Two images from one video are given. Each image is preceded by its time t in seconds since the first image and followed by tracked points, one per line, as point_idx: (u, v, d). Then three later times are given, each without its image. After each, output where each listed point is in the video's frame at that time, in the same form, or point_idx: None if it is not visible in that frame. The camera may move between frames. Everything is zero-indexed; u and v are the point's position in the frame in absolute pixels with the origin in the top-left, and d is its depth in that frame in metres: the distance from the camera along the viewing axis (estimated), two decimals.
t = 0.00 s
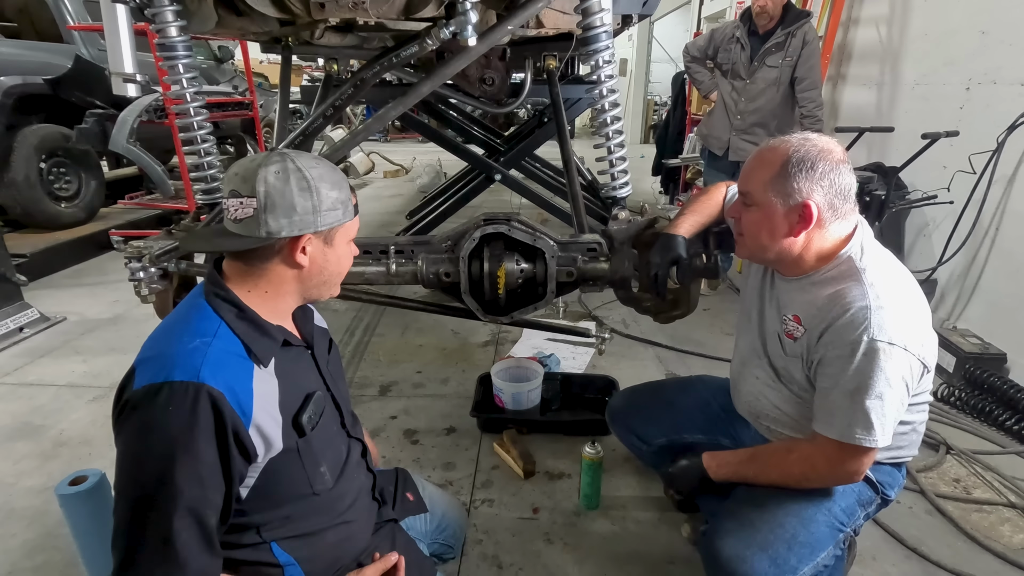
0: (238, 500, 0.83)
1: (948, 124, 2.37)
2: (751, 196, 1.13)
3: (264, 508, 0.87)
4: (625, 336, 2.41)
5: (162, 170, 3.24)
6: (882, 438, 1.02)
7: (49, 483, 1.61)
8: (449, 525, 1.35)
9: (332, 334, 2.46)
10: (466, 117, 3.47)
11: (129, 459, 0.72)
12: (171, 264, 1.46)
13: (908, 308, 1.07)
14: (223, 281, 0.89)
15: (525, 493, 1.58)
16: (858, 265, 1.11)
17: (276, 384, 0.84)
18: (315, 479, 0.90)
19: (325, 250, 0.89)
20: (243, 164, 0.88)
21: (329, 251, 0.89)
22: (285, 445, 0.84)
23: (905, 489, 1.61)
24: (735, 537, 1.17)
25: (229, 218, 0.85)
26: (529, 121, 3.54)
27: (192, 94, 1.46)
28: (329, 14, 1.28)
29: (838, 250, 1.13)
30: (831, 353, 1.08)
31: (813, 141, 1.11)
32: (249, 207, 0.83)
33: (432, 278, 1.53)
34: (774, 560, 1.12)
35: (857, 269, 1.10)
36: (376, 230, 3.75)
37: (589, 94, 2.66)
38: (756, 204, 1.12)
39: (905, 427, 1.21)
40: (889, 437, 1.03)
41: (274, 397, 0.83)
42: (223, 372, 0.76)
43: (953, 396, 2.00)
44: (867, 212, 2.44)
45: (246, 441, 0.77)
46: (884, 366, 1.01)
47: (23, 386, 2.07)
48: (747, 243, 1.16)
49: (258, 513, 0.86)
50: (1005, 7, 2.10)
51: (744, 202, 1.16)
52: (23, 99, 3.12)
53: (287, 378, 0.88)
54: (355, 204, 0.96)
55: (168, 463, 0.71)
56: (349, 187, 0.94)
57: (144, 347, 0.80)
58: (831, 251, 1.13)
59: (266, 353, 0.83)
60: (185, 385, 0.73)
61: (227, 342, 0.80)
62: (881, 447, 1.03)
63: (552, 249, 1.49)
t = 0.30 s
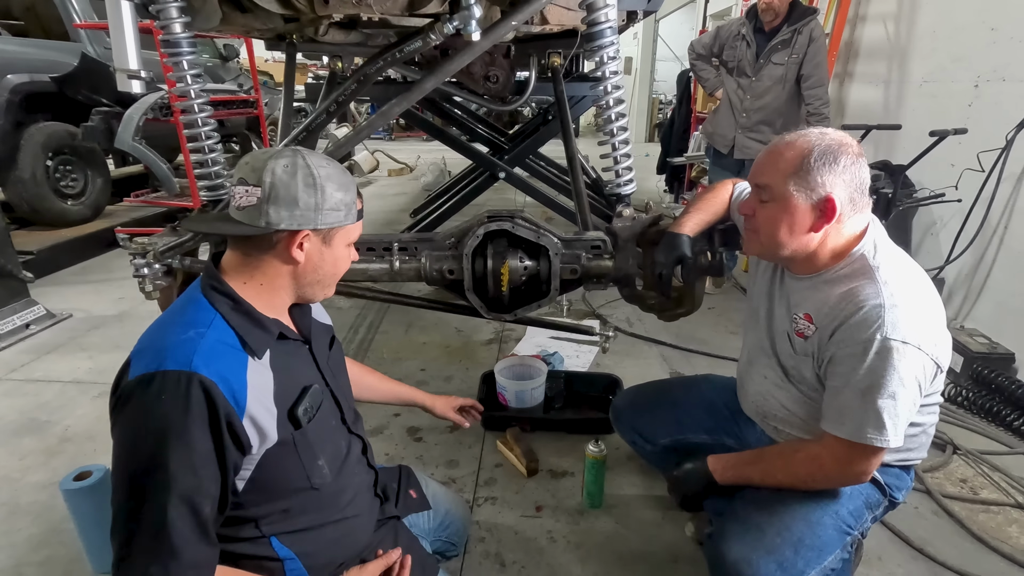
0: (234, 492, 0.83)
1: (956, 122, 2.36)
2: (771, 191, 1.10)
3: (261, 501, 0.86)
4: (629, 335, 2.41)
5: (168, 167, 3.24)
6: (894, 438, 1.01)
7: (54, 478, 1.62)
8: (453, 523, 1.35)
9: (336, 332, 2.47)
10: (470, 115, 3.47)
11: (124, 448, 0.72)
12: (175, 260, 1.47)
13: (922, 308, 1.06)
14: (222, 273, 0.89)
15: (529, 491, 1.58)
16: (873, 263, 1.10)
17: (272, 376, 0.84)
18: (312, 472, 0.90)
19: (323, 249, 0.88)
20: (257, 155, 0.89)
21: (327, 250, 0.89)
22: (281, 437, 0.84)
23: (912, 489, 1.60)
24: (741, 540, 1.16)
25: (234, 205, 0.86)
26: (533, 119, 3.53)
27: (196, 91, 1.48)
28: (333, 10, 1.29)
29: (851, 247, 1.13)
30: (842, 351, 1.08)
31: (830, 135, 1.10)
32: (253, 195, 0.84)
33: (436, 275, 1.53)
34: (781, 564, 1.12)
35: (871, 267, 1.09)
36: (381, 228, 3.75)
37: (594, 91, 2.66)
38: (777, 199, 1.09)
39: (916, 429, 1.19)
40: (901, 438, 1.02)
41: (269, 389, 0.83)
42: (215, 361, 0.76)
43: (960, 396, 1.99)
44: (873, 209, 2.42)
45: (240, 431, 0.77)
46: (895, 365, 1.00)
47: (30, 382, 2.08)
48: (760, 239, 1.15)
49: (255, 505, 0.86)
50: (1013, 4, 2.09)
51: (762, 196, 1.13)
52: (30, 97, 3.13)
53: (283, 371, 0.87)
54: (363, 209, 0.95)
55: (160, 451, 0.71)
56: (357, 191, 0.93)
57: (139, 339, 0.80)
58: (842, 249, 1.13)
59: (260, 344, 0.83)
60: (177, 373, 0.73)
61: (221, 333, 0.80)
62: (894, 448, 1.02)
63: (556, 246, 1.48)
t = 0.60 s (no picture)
0: (233, 489, 0.83)
1: (963, 119, 2.34)
2: (830, 180, 1.07)
3: (261, 497, 0.86)
4: (632, 333, 2.40)
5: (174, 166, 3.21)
6: (906, 434, 0.99)
7: (58, 474, 1.63)
8: (454, 520, 1.35)
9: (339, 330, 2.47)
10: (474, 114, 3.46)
11: (124, 443, 0.72)
12: (178, 257, 1.47)
13: (932, 303, 1.05)
14: (222, 270, 0.90)
15: (530, 489, 1.58)
16: (886, 257, 1.09)
17: (272, 373, 0.84)
18: (312, 469, 0.90)
19: (319, 253, 0.88)
20: (259, 154, 0.89)
21: (323, 254, 0.88)
22: (280, 434, 0.84)
23: (916, 489, 1.58)
24: (741, 543, 1.16)
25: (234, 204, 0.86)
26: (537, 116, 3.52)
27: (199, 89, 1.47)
28: (335, 7, 1.29)
29: (863, 240, 1.13)
30: (850, 346, 1.07)
31: (845, 123, 1.13)
32: (251, 195, 0.84)
33: (438, 273, 1.53)
34: (781, 567, 1.11)
35: (882, 261, 1.09)
36: (384, 227, 3.75)
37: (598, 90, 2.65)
38: (841, 187, 1.06)
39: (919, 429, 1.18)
40: (914, 433, 1.00)
41: (269, 386, 0.83)
42: (214, 359, 0.76)
43: (966, 396, 1.97)
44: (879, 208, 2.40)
45: (238, 429, 0.77)
46: (906, 358, 0.99)
47: (35, 378, 2.09)
48: (813, 230, 1.09)
49: (254, 502, 0.86)
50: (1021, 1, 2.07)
51: (817, 186, 1.07)
52: (36, 95, 3.15)
53: (283, 368, 0.87)
54: (365, 212, 0.94)
55: (159, 448, 0.71)
56: (359, 194, 0.93)
57: (140, 335, 0.80)
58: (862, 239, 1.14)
59: (260, 342, 0.83)
60: (175, 370, 0.73)
61: (220, 330, 0.80)
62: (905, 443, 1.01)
63: (557, 244, 1.48)
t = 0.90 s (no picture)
0: (243, 484, 0.83)
1: (970, 117, 2.32)
2: (837, 178, 1.06)
3: (269, 492, 0.87)
4: (636, 332, 2.39)
5: (178, 164, 3.22)
6: (908, 434, 0.99)
7: (64, 469, 1.64)
8: (455, 517, 1.35)
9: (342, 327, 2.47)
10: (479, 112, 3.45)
11: (134, 440, 0.72)
12: (182, 253, 1.48)
13: (936, 301, 1.04)
14: (228, 265, 0.90)
15: (533, 487, 1.58)
16: (889, 254, 1.09)
17: (279, 369, 0.85)
18: (318, 464, 0.90)
19: (325, 252, 0.87)
20: (271, 150, 0.89)
21: (329, 254, 0.87)
22: (288, 429, 0.84)
23: (921, 489, 1.57)
24: (742, 541, 1.15)
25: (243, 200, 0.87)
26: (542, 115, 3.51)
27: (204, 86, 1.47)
28: (338, 4, 1.29)
29: (866, 238, 1.12)
30: (854, 343, 1.06)
31: (849, 120, 1.12)
32: (259, 190, 0.84)
33: (440, 269, 1.52)
34: (783, 566, 1.10)
35: (885, 258, 1.08)
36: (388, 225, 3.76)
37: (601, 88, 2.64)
38: (846, 185, 1.06)
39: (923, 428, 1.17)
40: (916, 432, 1.00)
41: (277, 382, 0.83)
42: (225, 356, 0.77)
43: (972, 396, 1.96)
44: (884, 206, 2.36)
45: (250, 425, 0.77)
46: (910, 357, 0.98)
47: (42, 374, 2.10)
48: (819, 228, 1.08)
49: (263, 497, 0.86)
50: None
51: (822, 184, 1.06)
52: (43, 94, 3.17)
53: (290, 364, 0.88)
54: (373, 213, 0.93)
55: (171, 445, 0.71)
56: (367, 195, 0.92)
57: (147, 332, 0.80)
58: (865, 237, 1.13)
59: (268, 338, 0.84)
60: (188, 367, 0.73)
61: (229, 327, 0.80)
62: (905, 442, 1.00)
63: (560, 241, 1.48)
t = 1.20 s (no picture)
0: (233, 487, 0.83)
1: (977, 115, 2.30)
2: (811, 185, 1.04)
3: (260, 495, 0.87)
4: (639, 331, 2.39)
5: (184, 162, 3.24)
6: (908, 433, 0.98)
7: (69, 465, 1.65)
8: (457, 515, 1.35)
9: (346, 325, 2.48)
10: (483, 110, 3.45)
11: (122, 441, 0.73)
12: (186, 251, 1.48)
13: (938, 301, 1.03)
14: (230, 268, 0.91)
15: (535, 485, 1.58)
16: (890, 253, 1.08)
17: (276, 374, 0.85)
18: (312, 471, 0.90)
19: (317, 255, 0.86)
20: (260, 152, 0.89)
21: (323, 257, 0.86)
22: (280, 436, 0.84)
23: (925, 489, 1.57)
24: (742, 539, 1.15)
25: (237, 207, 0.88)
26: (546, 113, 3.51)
27: (208, 84, 1.50)
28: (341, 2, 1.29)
29: (863, 239, 1.11)
30: (853, 343, 1.06)
31: (842, 122, 1.09)
32: (247, 197, 0.85)
33: (443, 267, 1.53)
34: (782, 564, 1.10)
35: (886, 257, 1.07)
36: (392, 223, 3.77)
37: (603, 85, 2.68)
38: (825, 192, 1.04)
39: (926, 428, 1.17)
40: (916, 433, 0.99)
41: (271, 387, 0.83)
42: (215, 360, 0.77)
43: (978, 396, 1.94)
44: (890, 205, 2.34)
45: (237, 429, 0.77)
46: (910, 357, 0.98)
47: (48, 371, 2.12)
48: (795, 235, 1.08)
49: (253, 499, 0.87)
50: None
51: (797, 190, 1.06)
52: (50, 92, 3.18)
53: (288, 368, 0.88)
54: (369, 211, 0.91)
55: (156, 447, 0.71)
56: (361, 193, 0.90)
57: (146, 331, 0.81)
58: (862, 241, 1.11)
59: (265, 342, 0.84)
60: (175, 370, 0.74)
61: (224, 329, 0.81)
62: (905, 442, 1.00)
63: (564, 239, 1.47)
